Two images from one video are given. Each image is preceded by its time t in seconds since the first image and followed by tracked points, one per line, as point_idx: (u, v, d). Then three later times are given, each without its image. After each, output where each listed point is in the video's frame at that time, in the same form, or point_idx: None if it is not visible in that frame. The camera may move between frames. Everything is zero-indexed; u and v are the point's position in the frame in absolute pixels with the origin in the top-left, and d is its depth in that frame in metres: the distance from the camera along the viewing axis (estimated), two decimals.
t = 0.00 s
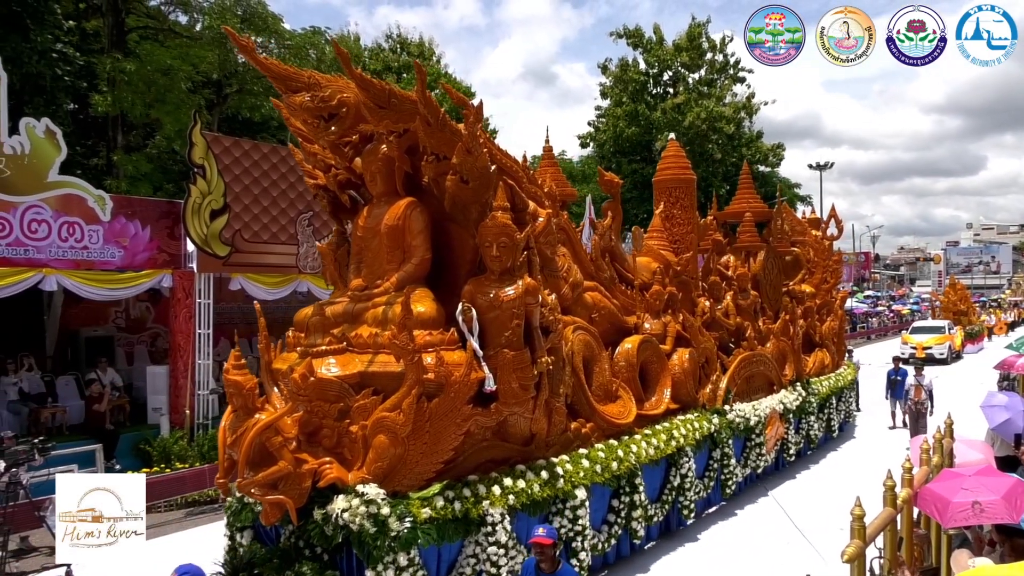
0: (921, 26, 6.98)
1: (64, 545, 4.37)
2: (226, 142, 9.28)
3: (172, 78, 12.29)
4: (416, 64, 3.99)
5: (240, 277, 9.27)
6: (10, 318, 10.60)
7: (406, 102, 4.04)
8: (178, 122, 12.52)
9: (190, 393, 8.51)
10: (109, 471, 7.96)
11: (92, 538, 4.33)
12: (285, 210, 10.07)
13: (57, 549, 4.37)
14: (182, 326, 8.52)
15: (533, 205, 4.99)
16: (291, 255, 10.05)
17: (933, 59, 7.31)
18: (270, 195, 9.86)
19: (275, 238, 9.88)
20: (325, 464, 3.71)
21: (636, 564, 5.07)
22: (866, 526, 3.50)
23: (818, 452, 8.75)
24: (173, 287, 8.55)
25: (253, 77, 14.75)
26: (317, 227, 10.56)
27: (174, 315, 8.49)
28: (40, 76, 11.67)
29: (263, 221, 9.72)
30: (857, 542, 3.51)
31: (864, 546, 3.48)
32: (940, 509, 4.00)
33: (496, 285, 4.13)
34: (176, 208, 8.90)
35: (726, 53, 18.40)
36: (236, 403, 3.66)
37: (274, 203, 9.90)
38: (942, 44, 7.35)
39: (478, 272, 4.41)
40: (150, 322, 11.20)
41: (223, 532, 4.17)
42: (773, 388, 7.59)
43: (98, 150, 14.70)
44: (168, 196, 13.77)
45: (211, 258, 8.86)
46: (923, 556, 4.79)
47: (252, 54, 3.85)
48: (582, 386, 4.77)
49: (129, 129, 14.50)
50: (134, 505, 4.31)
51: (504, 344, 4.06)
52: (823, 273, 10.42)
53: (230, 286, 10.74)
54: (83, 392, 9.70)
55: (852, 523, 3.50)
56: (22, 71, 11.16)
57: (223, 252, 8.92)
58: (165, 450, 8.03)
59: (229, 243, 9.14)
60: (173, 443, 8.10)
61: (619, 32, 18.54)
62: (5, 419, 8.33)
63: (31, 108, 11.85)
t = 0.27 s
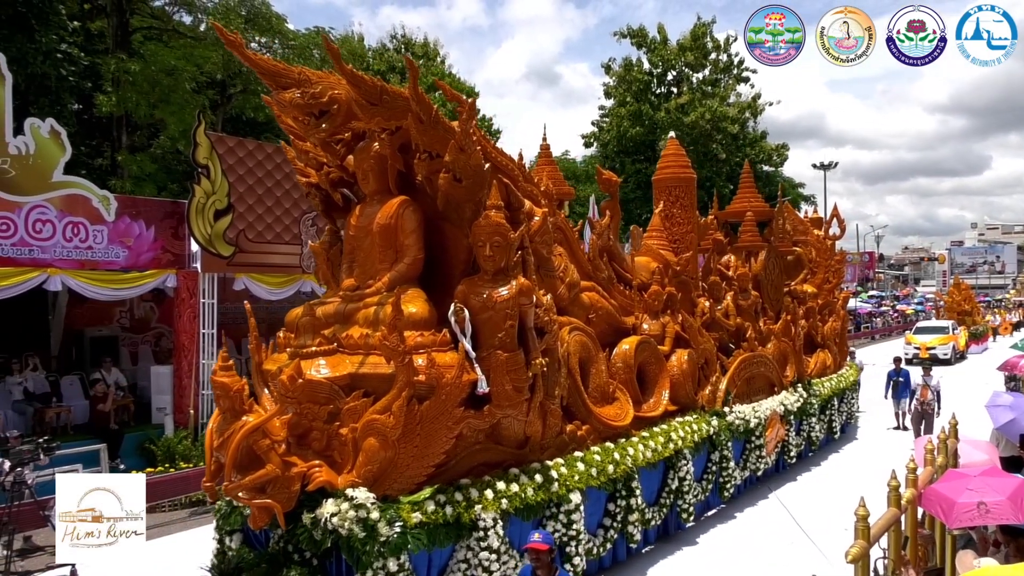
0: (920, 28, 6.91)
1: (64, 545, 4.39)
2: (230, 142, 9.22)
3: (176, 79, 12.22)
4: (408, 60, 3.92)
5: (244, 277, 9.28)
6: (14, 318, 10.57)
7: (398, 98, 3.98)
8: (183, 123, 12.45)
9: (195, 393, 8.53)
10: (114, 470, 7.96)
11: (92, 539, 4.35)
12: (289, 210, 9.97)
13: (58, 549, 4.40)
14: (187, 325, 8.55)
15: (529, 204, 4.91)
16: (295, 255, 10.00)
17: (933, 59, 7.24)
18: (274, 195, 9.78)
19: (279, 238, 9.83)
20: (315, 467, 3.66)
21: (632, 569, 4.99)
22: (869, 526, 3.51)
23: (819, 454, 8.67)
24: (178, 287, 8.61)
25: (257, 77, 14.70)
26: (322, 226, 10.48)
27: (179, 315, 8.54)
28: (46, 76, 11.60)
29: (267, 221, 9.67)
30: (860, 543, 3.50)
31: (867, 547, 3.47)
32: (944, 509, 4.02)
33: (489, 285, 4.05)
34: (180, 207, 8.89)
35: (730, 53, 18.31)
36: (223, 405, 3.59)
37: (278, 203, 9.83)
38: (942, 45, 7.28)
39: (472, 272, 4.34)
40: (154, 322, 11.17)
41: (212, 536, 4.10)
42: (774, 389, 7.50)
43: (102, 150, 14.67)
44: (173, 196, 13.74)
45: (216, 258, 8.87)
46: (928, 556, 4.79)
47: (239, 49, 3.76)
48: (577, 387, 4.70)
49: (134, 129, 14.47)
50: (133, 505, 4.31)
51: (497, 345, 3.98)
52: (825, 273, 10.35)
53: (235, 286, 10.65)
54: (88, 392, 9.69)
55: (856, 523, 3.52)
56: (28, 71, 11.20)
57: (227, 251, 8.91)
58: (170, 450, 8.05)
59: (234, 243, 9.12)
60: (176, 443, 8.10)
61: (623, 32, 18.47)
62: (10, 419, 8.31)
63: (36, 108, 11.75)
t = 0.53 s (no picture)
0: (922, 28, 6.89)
1: (64, 545, 4.32)
2: (234, 142, 9.24)
3: (179, 79, 12.15)
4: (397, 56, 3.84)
5: (247, 277, 9.19)
6: (16, 318, 10.54)
7: (388, 95, 3.91)
8: (187, 124, 12.32)
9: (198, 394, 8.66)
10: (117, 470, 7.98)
11: (92, 538, 4.28)
12: (293, 210, 9.95)
13: (58, 548, 4.33)
14: (189, 326, 8.56)
15: (523, 203, 4.83)
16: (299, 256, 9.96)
17: (934, 59, 7.18)
18: (278, 195, 9.76)
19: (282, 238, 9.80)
20: (302, 471, 3.59)
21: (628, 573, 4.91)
22: (873, 527, 3.44)
23: (819, 456, 8.59)
24: (181, 287, 8.60)
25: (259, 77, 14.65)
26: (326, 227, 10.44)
27: (182, 316, 8.54)
28: (50, 77, 11.52)
29: (270, 221, 9.65)
30: (864, 544, 3.42)
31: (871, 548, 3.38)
32: (948, 510, 4.08)
33: (480, 285, 3.98)
34: (184, 207, 8.90)
35: (733, 52, 18.22)
36: (208, 407, 3.52)
37: (282, 204, 9.81)
38: (943, 45, 7.20)
39: (464, 272, 4.27)
40: (158, 322, 11.02)
41: (200, 539, 4.05)
42: (774, 390, 7.43)
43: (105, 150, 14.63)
44: (176, 196, 13.69)
45: (218, 258, 8.79)
46: (931, 556, 4.65)
47: (225, 45, 3.68)
48: (572, 388, 4.62)
49: (137, 129, 14.43)
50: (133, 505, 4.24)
51: (488, 346, 3.91)
52: (827, 273, 10.25)
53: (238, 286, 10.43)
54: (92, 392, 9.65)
55: (859, 523, 3.43)
56: (32, 71, 11.11)
57: (230, 252, 8.81)
58: (173, 450, 8.23)
59: (237, 244, 9.10)
60: (179, 443, 8.31)
61: (626, 32, 18.40)
62: (14, 419, 8.52)
63: (41, 109, 11.62)
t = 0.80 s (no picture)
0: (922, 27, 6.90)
1: (65, 545, 4.35)
2: (237, 141, 9.12)
3: (182, 79, 12.11)
4: (385, 52, 3.78)
5: (250, 277, 9.14)
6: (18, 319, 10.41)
7: (376, 92, 3.85)
8: (189, 124, 12.27)
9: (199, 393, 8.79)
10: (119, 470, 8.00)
11: (92, 538, 4.31)
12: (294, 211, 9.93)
13: (58, 548, 4.36)
14: (191, 325, 8.64)
15: (517, 202, 4.77)
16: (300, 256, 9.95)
17: (934, 62, 7.25)
18: (280, 196, 9.72)
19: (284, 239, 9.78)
20: (288, 474, 3.53)
21: None
22: (875, 527, 3.35)
23: (819, 458, 8.52)
24: (184, 287, 8.67)
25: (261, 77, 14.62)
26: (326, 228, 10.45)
27: (185, 315, 8.63)
28: (53, 77, 11.45)
29: (273, 222, 9.61)
30: (866, 546, 3.33)
31: (872, 550, 3.30)
32: (950, 510, 4.03)
33: (471, 285, 3.91)
34: (186, 208, 8.95)
35: (735, 52, 18.16)
36: (192, 409, 3.47)
37: (284, 204, 9.77)
38: (942, 45, 7.16)
39: (455, 271, 4.21)
40: (160, 322, 10.92)
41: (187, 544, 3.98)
42: (773, 391, 7.36)
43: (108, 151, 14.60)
44: (178, 197, 13.64)
45: (221, 258, 8.73)
46: (932, 556, 4.59)
47: (209, 40, 3.61)
48: (565, 389, 4.56)
49: (140, 130, 14.40)
50: (132, 506, 4.25)
51: (478, 346, 3.85)
52: (827, 273, 10.17)
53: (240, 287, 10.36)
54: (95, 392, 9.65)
55: (860, 524, 3.35)
56: (34, 72, 10.98)
57: (232, 252, 8.72)
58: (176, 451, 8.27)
59: (239, 244, 9.01)
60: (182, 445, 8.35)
61: (628, 32, 18.39)
62: (18, 418, 8.47)
63: (43, 109, 11.70)
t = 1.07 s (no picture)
0: (922, 27, 6.85)
1: (65, 545, 4.30)
2: (239, 141, 8.91)
3: (184, 79, 12.05)
4: (372, 48, 3.72)
5: (252, 277, 9.08)
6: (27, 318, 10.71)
7: (365, 89, 3.79)
8: (191, 124, 12.19)
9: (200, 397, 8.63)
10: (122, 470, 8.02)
11: (92, 539, 4.26)
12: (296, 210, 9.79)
13: (58, 548, 4.31)
14: (194, 326, 8.49)
15: (509, 201, 4.71)
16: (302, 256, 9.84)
17: (933, 60, 7.13)
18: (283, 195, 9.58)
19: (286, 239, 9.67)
20: (274, 477, 3.47)
21: None
22: (878, 527, 3.41)
23: (819, 459, 8.44)
24: (186, 287, 8.51)
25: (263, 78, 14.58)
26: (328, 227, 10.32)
27: (187, 315, 8.47)
28: (56, 78, 11.36)
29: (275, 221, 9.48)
30: (869, 545, 3.41)
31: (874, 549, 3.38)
32: (952, 511, 4.02)
33: (461, 285, 3.85)
34: (189, 208, 8.91)
35: (738, 52, 18.08)
36: (174, 412, 3.39)
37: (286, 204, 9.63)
38: (942, 45, 7.10)
39: (445, 271, 4.14)
40: (163, 321, 10.93)
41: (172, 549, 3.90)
42: (772, 392, 7.30)
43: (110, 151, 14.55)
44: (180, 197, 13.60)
45: (223, 259, 8.74)
46: (935, 556, 4.62)
47: (192, 36, 3.53)
48: (559, 391, 4.49)
49: (142, 130, 14.35)
50: (132, 506, 4.19)
51: (468, 347, 3.78)
52: (827, 272, 10.08)
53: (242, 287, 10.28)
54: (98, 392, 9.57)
55: (864, 524, 3.42)
56: (37, 72, 10.95)
57: (235, 252, 8.78)
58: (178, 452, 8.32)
59: (242, 244, 8.98)
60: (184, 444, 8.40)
61: (631, 32, 18.40)
62: (20, 418, 8.36)
63: (46, 110, 11.46)
